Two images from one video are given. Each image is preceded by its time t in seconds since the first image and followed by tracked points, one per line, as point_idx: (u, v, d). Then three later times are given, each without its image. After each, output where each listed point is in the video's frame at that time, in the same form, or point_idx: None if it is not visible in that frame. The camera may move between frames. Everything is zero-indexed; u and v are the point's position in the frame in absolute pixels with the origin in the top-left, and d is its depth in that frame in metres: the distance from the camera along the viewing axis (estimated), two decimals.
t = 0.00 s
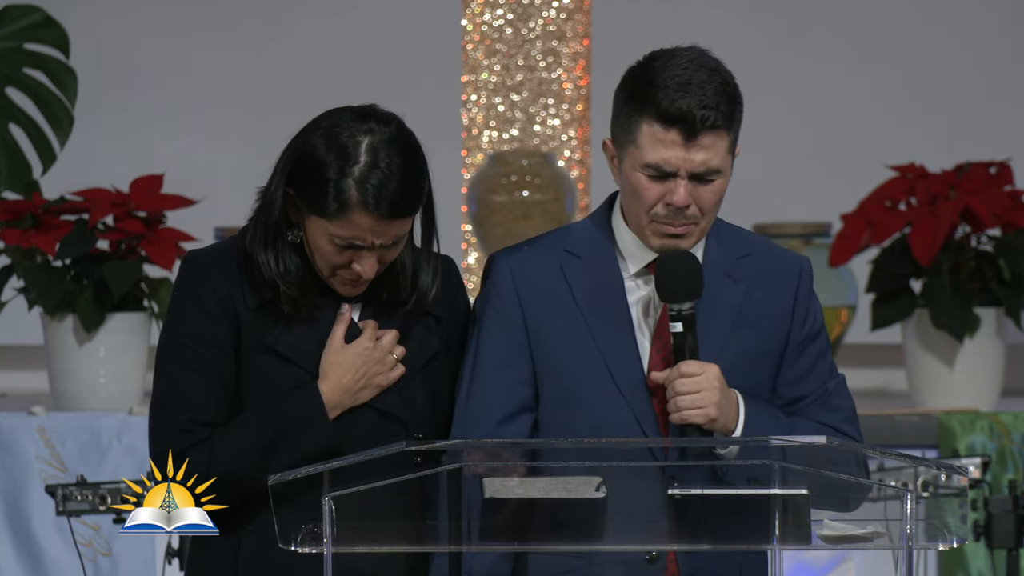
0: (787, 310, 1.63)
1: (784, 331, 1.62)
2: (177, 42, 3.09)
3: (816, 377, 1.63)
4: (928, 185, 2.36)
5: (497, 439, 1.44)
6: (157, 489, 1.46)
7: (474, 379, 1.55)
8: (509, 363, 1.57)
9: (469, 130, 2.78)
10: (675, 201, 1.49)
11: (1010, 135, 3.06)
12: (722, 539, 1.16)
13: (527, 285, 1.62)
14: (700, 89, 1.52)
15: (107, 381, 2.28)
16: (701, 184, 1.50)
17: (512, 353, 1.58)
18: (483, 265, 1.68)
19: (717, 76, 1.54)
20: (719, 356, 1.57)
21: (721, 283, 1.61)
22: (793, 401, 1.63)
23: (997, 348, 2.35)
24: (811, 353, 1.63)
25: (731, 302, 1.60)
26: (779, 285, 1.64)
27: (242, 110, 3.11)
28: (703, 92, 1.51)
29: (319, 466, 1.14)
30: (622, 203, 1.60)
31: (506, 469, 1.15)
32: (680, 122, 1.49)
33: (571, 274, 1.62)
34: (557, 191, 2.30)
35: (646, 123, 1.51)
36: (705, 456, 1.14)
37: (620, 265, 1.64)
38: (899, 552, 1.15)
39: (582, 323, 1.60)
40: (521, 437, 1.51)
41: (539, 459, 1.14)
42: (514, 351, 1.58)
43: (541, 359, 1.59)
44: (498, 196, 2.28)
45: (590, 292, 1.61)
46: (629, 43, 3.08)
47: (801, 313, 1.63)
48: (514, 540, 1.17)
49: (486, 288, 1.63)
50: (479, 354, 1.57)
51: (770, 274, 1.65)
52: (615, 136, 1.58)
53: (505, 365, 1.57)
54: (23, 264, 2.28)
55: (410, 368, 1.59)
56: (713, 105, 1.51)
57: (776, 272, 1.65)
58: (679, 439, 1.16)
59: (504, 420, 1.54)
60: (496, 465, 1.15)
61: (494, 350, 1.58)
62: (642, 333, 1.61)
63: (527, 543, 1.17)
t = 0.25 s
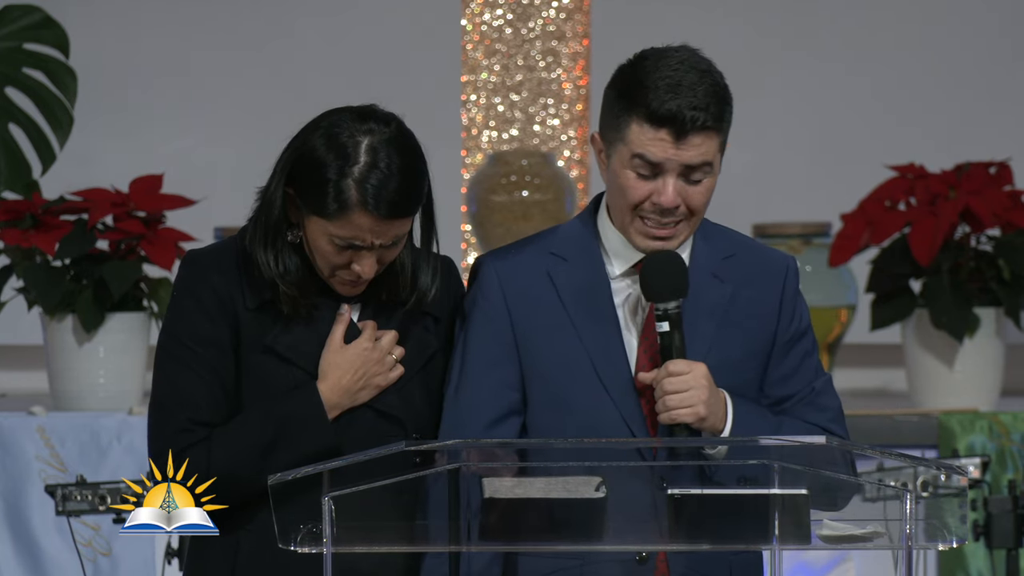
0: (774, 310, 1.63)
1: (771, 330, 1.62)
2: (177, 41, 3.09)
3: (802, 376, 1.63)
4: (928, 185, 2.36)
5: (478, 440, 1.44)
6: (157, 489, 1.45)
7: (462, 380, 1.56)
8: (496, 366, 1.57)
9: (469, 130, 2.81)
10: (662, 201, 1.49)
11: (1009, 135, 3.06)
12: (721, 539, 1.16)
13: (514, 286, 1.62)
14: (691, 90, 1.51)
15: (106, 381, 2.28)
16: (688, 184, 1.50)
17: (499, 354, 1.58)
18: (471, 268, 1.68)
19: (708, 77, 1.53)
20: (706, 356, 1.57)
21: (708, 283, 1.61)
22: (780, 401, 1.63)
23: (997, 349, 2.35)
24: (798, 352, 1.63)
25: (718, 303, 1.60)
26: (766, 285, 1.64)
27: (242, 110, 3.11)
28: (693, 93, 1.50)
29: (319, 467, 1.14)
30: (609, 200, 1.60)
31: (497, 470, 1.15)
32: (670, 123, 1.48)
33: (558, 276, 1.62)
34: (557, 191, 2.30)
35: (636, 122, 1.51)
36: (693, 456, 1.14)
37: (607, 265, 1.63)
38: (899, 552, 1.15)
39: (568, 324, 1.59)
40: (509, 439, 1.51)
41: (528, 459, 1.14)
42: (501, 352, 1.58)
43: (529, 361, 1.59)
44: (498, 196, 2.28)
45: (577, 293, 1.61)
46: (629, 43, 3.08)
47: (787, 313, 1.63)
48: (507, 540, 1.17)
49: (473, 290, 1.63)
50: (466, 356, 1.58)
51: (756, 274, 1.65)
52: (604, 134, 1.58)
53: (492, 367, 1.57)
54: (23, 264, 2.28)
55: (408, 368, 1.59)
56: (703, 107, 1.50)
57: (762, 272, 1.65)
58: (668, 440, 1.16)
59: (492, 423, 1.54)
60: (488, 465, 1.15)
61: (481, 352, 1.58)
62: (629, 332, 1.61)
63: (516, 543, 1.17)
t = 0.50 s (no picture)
0: (769, 311, 1.63)
1: (766, 331, 1.62)
2: (177, 41, 3.09)
3: (798, 376, 1.63)
4: (928, 185, 2.36)
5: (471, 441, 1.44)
6: (157, 489, 1.45)
7: (456, 382, 1.56)
8: (491, 367, 1.57)
9: (469, 130, 2.79)
10: (655, 199, 1.49)
11: (1009, 135, 3.06)
12: (721, 539, 1.16)
13: (510, 287, 1.62)
14: (686, 88, 1.51)
15: (106, 381, 2.28)
16: (682, 182, 1.50)
17: (494, 356, 1.58)
18: (467, 271, 1.68)
19: (704, 76, 1.54)
20: (702, 356, 1.57)
21: (703, 283, 1.61)
22: (776, 401, 1.62)
23: (996, 348, 2.35)
24: (794, 353, 1.63)
25: (713, 303, 1.60)
26: (761, 285, 1.64)
27: (242, 110, 3.11)
28: (688, 91, 1.51)
29: (319, 466, 1.14)
30: (604, 201, 1.60)
31: (491, 469, 1.15)
32: (664, 119, 1.49)
33: (554, 278, 1.62)
34: (557, 191, 2.30)
35: (631, 120, 1.51)
36: (691, 456, 1.14)
37: (603, 267, 1.63)
38: (899, 551, 1.15)
39: (564, 325, 1.59)
40: (504, 439, 1.51)
41: (524, 459, 1.14)
42: (496, 354, 1.58)
43: (525, 363, 1.59)
44: (498, 196, 2.28)
45: (574, 295, 1.60)
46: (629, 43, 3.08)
47: (782, 313, 1.63)
48: (504, 540, 1.17)
49: (469, 292, 1.63)
50: (461, 358, 1.58)
51: (750, 275, 1.65)
52: (600, 132, 1.58)
53: (488, 369, 1.57)
54: (23, 264, 2.28)
55: (408, 368, 1.59)
56: (698, 104, 1.50)
57: (757, 273, 1.65)
58: (665, 440, 1.16)
59: (488, 424, 1.54)
60: (487, 464, 1.15)
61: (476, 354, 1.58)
62: (625, 333, 1.60)
63: (512, 543, 1.17)
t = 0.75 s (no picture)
0: (775, 310, 1.63)
1: (773, 330, 1.62)
2: (177, 41, 3.09)
3: (804, 375, 1.63)
4: (928, 185, 2.36)
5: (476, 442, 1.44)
6: (158, 489, 1.46)
7: (463, 383, 1.56)
8: (498, 368, 1.57)
9: (469, 130, 2.79)
10: (669, 200, 1.49)
11: (1009, 135, 3.06)
12: (722, 539, 1.16)
13: (517, 286, 1.61)
14: (694, 88, 1.51)
15: (106, 381, 2.28)
16: (694, 182, 1.50)
17: (501, 356, 1.58)
18: (472, 272, 1.67)
19: (710, 75, 1.54)
20: (708, 358, 1.57)
21: (709, 283, 1.61)
22: (782, 400, 1.63)
23: (997, 348, 2.35)
24: (799, 352, 1.63)
25: (719, 304, 1.60)
26: (766, 284, 1.64)
27: (241, 110, 3.11)
28: (696, 91, 1.51)
29: (318, 466, 1.14)
30: (614, 203, 1.60)
31: (497, 469, 1.15)
32: (674, 119, 1.49)
33: (560, 277, 1.61)
34: (557, 191, 2.30)
35: (641, 121, 1.51)
36: (697, 456, 1.14)
37: (609, 267, 1.63)
38: (899, 551, 1.15)
39: (571, 325, 1.59)
40: (511, 440, 1.51)
41: (531, 459, 1.15)
42: (502, 354, 1.58)
43: (532, 363, 1.58)
44: (498, 196, 2.28)
45: (580, 294, 1.60)
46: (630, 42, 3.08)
47: (789, 313, 1.63)
48: (509, 540, 1.17)
49: (475, 291, 1.63)
50: (467, 359, 1.58)
51: (757, 274, 1.64)
52: (608, 135, 1.58)
53: (494, 370, 1.57)
54: (23, 264, 2.28)
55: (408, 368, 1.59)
56: (707, 103, 1.50)
57: (763, 272, 1.65)
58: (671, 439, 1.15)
59: (495, 425, 1.54)
60: (487, 464, 1.15)
61: (483, 355, 1.58)
62: (632, 334, 1.61)
63: (519, 543, 1.17)
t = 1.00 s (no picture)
0: (793, 310, 1.63)
1: (790, 330, 1.62)
2: (177, 41, 3.09)
3: (821, 375, 1.63)
4: (928, 185, 2.36)
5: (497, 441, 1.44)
6: (157, 489, 1.46)
7: (481, 382, 1.56)
8: (516, 368, 1.57)
9: (469, 130, 2.80)
10: (682, 199, 1.49)
11: (1009, 135, 3.06)
12: (722, 539, 1.16)
13: (534, 286, 1.61)
14: (708, 87, 1.51)
15: (106, 381, 2.28)
16: (707, 182, 1.50)
17: (518, 356, 1.58)
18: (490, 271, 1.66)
19: (726, 75, 1.53)
20: (725, 357, 1.57)
21: (726, 283, 1.61)
22: (800, 401, 1.62)
23: (996, 348, 2.35)
24: (817, 353, 1.63)
25: (737, 304, 1.60)
26: (784, 285, 1.64)
27: (241, 110, 3.11)
28: (710, 90, 1.51)
29: (318, 466, 1.14)
30: (627, 201, 1.60)
31: (514, 470, 1.14)
32: (687, 119, 1.49)
33: (578, 277, 1.62)
34: (557, 191, 2.30)
35: (654, 120, 1.51)
36: (715, 457, 1.13)
37: (626, 266, 1.63)
38: (898, 551, 1.15)
39: (588, 325, 1.59)
40: (530, 439, 1.51)
41: (547, 460, 1.13)
42: (521, 354, 1.58)
43: (550, 363, 1.58)
44: (498, 196, 2.28)
45: (597, 294, 1.60)
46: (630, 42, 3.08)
47: (806, 313, 1.63)
48: (521, 540, 1.17)
49: (492, 290, 1.62)
50: (485, 359, 1.57)
51: (774, 275, 1.64)
52: (621, 133, 1.58)
53: (512, 370, 1.57)
54: (23, 264, 2.28)
55: (410, 368, 1.59)
56: (721, 103, 1.50)
57: (780, 273, 1.65)
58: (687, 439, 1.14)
59: (513, 425, 1.54)
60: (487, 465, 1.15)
61: (501, 354, 1.58)
62: (649, 334, 1.61)
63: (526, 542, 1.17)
